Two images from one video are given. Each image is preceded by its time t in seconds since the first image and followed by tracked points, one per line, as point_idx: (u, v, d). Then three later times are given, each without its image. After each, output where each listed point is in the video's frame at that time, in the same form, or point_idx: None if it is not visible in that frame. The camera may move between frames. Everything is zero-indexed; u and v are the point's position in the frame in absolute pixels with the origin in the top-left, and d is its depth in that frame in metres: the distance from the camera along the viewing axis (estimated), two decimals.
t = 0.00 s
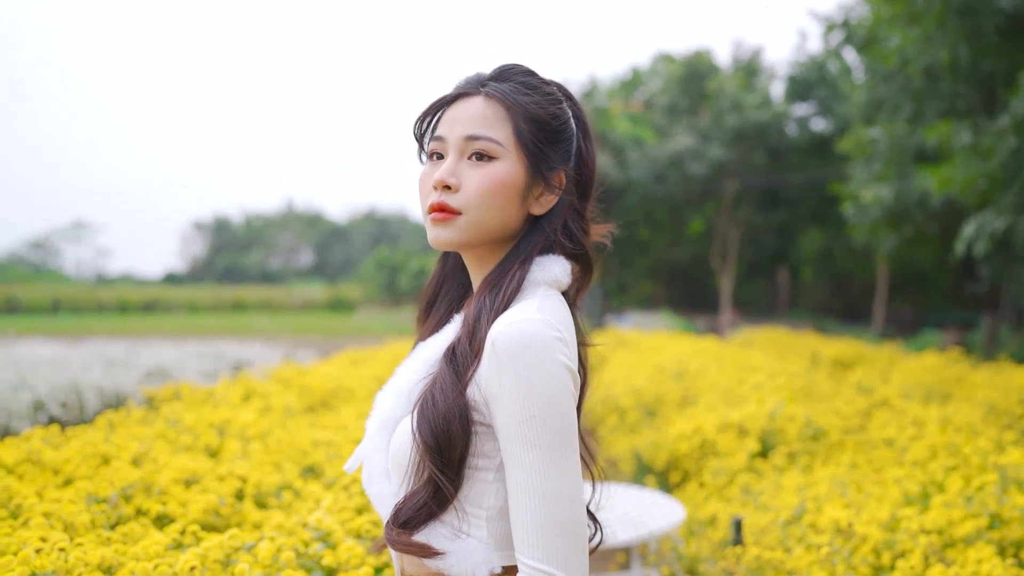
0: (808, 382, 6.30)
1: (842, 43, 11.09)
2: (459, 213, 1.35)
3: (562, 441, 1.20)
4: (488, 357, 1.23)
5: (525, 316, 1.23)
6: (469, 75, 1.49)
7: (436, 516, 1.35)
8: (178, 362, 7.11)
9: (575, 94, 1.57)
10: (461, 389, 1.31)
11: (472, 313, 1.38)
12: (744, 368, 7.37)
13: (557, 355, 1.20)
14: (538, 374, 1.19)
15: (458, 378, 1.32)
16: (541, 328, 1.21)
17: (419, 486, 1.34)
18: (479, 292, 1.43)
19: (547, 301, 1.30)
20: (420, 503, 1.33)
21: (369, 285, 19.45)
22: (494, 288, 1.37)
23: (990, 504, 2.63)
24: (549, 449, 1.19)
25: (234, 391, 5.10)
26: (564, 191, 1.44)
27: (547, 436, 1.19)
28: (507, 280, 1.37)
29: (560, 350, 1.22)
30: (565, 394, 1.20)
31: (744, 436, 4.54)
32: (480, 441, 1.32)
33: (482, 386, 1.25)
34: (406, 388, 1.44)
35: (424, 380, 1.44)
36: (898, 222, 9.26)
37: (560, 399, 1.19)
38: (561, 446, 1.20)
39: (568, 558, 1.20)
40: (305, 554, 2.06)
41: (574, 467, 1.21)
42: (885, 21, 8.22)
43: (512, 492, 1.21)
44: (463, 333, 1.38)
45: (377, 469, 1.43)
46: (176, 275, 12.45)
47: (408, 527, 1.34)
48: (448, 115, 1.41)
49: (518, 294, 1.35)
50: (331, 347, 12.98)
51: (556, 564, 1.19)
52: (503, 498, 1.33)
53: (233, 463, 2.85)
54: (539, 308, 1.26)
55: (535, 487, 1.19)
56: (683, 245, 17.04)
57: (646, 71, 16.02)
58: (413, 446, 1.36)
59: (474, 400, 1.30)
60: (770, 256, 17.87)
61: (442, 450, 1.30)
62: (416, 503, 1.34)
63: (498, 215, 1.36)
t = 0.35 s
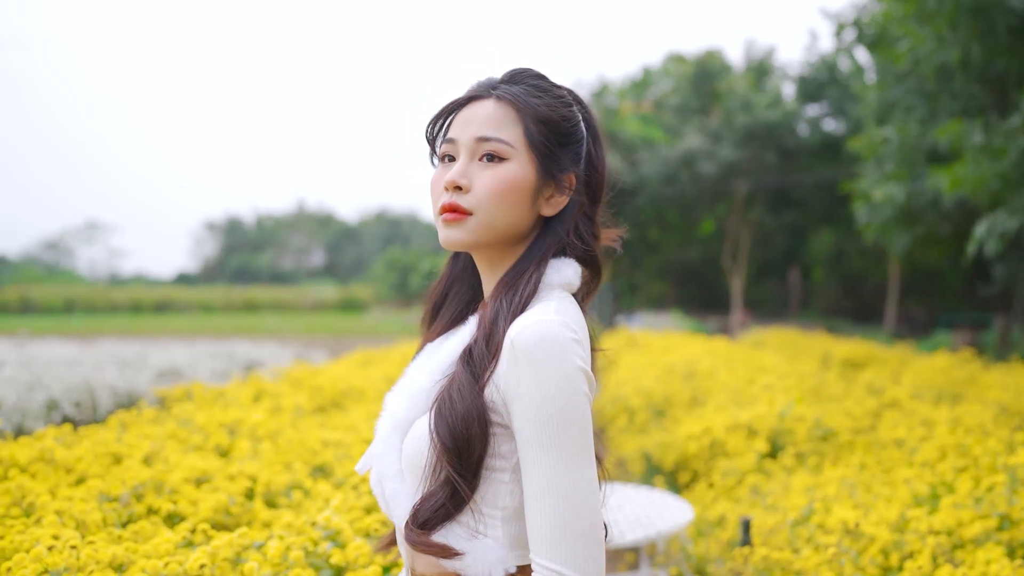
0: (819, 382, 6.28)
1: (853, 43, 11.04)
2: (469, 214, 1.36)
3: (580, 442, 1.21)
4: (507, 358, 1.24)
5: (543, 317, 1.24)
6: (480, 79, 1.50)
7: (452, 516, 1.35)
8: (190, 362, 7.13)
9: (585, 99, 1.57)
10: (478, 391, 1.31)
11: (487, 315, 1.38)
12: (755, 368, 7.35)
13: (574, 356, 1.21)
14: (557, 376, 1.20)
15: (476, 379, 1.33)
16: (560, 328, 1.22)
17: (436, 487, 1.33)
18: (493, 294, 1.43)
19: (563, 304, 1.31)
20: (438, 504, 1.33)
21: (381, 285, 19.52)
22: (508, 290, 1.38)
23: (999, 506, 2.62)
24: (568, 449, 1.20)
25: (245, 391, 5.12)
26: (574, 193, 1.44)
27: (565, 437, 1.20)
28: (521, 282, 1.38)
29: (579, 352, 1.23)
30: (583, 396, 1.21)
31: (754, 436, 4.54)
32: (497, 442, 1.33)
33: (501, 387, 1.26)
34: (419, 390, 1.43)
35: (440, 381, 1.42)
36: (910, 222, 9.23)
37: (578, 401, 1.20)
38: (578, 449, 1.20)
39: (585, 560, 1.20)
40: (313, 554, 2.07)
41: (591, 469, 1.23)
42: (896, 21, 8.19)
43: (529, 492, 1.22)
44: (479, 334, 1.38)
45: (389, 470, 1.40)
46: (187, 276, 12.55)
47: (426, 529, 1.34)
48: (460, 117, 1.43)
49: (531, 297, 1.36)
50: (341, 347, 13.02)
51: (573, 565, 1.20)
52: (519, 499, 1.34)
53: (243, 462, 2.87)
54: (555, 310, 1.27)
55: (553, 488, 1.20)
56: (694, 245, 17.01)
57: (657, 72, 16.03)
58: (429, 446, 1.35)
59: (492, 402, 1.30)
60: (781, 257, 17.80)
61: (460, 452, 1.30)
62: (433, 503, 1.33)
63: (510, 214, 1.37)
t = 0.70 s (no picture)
0: (828, 382, 6.26)
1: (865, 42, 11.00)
2: (478, 213, 1.37)
3: (600, 442, 1.21)
4: (527, 358, 1.25)
5: (562, 318, 1.26)
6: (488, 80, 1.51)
7: (470, 515, 1.34)
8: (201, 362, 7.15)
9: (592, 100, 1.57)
10: (496, 392, 1.31)
11: (501, 316, 1.38)
12: (764, 369, 7.33)
13: (594, 357, 1.23)
14: (578, 375, 1.21)
15: (493, 378, 1.33)
16: (580, 328, 1.24)
17: (454, 486, 1.33)
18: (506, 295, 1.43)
19: (579, 306, 1.33)
20: (456, 503, 1.32)
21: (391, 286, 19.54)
22: (522, 291, 1.38)
23: (1008, 506, 2.60)
24: (589, 447, 1.21)
25: (254, 391, 5.13)
26: (582, 192, 1.45)
27: (586, 437, 1.20)
28: (534, 283, 1.39)
29: (597, 353, 1.24)
30: (603, 396, 1.23)
31: (762, 436, 4.52)
32: (514, 442, 1.34)
33: (520, 387, 1.27)
34: (432, 390, 1.42)
35: (455, 381, 1.41)
36: (921, 221, 9.19)
37: (598, 401, 1.22)
38: (598, 448, 1.21)
39: (607, 558, 1.21)
40: (320, 552, 2.08)
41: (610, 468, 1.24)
42: (908, 20, 8.17)
43: (549, 491, 1.22)
44: (494, 336, 1.38)
45: (402, 470, 1.38)
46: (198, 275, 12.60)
47: (444, 528, 1.33)
48: (469, 118, 1.43)
49: (545, 298, 1.37)
50: (351, 348, 13.03)
51: (595, 564, 1.20)
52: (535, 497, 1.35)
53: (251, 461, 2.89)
54: (572, 311, 1.29)
55: (573, 487, 1.20)
56: (703, 245, 16.96)
57: (667, 72, 16.02)
58: (446, 446, 1.35)
59: (510, 402, 1.31)
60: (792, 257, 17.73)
61: (479, 451, 1.30)
62: (452, 503, 1.33)
63: (517, 214, 1.37)
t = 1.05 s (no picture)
0: (835, 382, 6.25)
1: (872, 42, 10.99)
2: (483, 212, 1.37)
3: (623, 444, 1.22)
4: (550, 360, 1.26)
5: (583, 321, 1.28)
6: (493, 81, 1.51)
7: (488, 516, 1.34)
8: (209, 362, 7.17)
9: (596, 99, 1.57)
10: (515, 394, 1.31)
11: (516, 319, 1.38)
12: (771, 369, 7.32)
13: (616, 361, 1.25)
14: (602, 377, 1.22)
15: (511, 378, 1.33)
16: (601, 332, 1.26)
17: (473, 488, 1.32)
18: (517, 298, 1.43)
19: (595, 310, 1.34)
20: (476, 505, 1.31)
21: (399, 286, 19.56)
22: (536, 293, 1.39)
23: (1013, 507, 2.60)
24: (614, 448, 1.22)
25: (261, 390, 5.15)
26: (588, 190, 1.45)
27: (609, 438, 1.21)
28: (547, 285, 1.39)
29: (617, 356, 1.26)
30: (624, 399, 1.24)
31: (768, 436, 4.52)
32: (531, 444, 1.34)
33: (542, 389, 1.28)
34: (444, 391, 1.40)
35: (469, 384, 1.41)
36: (929, 221, 9.17)
37: (620, 403, 1.23)
38: (623, 449, 1.23)
39: (632, 558, 1.21)
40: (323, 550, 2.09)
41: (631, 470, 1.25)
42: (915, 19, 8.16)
43: (573, 492, 1.22)
44: (509, 337, 1.38)
45: (416, 471, 1.36)
46: (205, 276, 12.64)
47: (463, 530, 1.32)
48: (474, 119, 1.44)
49: (559, 300, 1.37)
50: (358, 348, 13.05)
51: (621, 563, 1.20)
52: (550, 499, 1.36)
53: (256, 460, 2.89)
54: (591, 316, 1.30)
55: (599, 488, 1.20)
56: (710, 245, 16.94)
57: (675, 71, 16.00)
58: (462, 447, 1.34)
59: (529, 404, 1.31)
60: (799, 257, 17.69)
61: (499, 453, 1.30)
62: (471, 504, 1.32)
63: (522, 213, 1.37)
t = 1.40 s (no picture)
0: (842, 382, 6.22)
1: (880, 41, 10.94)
2: (489, 212, 1.37)
3: (651, 443, 1.23)
4: (577, 362, 1.27)
5: (606, 323, 1.29)
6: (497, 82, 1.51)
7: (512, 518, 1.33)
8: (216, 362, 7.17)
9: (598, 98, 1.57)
10: (538, 396, 1.31)
11: (536, 320, 1.38)
12: (779, 369, 7.29)
13: (640, 361, 1.26)
14: (630, 378, 1.24)
15: (534, 379, 1.33)
16: (625, 333, 1.27)
17: (499, 490, 1.31)
18: (531, 300, 1.43)
19: (613, 311, 1.35)
20: (504, 507, 1.31)
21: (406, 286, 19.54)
22: (553, 295, 1.39)
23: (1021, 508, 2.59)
24: (644, 448, 1.23)
25: (267, 390, 5.15)
26: (593, 189, 1.45)
27: (639, 438, 1.22)
28: (563, 287, 1.39)
29: (641, 358, 1.27)
30: (649, 400, 1.26)
31: (775, 436, 4.50)
32: (554, 446, 1.34)
33: (569, 390, 1.28)
34: (461, 392, 1.39)
35: (488, 386, 1.39)
36: (938, 220, 9.11)
37: (647, 404, 1.25)
38: (651, 450, 1.24)
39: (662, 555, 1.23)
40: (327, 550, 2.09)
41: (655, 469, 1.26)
42: (923, 17, 8.11)
43: (603, 492, 1.22)
44: (529, 339, 1.37)
45: (434, 473, 1.34)
46: (213, 277, 12.64)
47: (491, 533, 1.31)
48: (479, 120, 1.44)
49: (577, 303, 1.38)
50: (365, 348, 13.05)
51: (653, 560, 1.21)
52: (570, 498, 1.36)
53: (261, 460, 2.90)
54: (613, 318, 1.32)
55: (632, 487, 1.21)
56: (718, 245, 16.88)
57: (682, 71, 15.95)
58: (486, 449, 1.33)
59: (553, 405, 1.31)
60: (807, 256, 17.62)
61: (526, 455, 1.29)
62: (500, 507, 1.31)
63: (528, 213, 1.37)
